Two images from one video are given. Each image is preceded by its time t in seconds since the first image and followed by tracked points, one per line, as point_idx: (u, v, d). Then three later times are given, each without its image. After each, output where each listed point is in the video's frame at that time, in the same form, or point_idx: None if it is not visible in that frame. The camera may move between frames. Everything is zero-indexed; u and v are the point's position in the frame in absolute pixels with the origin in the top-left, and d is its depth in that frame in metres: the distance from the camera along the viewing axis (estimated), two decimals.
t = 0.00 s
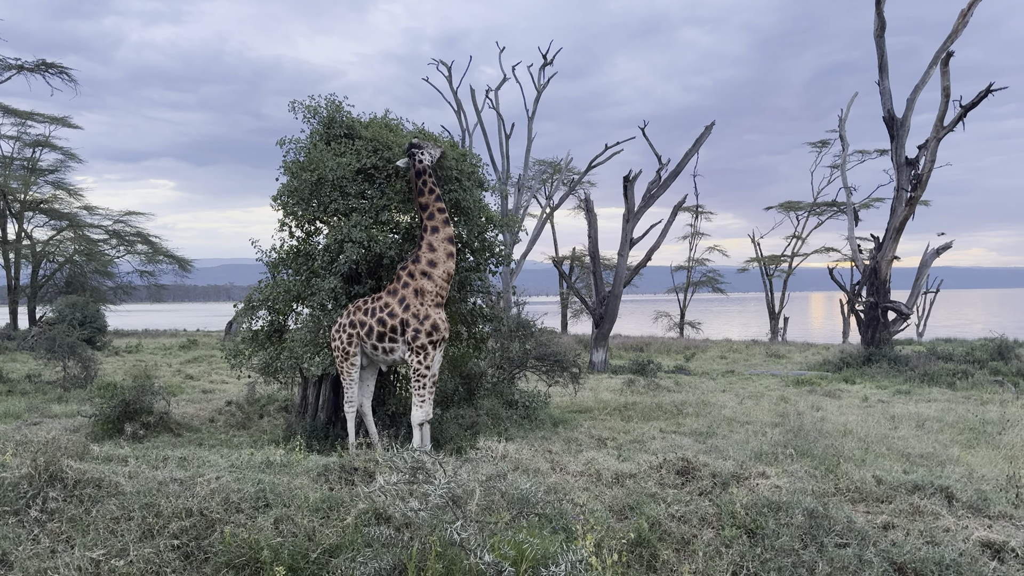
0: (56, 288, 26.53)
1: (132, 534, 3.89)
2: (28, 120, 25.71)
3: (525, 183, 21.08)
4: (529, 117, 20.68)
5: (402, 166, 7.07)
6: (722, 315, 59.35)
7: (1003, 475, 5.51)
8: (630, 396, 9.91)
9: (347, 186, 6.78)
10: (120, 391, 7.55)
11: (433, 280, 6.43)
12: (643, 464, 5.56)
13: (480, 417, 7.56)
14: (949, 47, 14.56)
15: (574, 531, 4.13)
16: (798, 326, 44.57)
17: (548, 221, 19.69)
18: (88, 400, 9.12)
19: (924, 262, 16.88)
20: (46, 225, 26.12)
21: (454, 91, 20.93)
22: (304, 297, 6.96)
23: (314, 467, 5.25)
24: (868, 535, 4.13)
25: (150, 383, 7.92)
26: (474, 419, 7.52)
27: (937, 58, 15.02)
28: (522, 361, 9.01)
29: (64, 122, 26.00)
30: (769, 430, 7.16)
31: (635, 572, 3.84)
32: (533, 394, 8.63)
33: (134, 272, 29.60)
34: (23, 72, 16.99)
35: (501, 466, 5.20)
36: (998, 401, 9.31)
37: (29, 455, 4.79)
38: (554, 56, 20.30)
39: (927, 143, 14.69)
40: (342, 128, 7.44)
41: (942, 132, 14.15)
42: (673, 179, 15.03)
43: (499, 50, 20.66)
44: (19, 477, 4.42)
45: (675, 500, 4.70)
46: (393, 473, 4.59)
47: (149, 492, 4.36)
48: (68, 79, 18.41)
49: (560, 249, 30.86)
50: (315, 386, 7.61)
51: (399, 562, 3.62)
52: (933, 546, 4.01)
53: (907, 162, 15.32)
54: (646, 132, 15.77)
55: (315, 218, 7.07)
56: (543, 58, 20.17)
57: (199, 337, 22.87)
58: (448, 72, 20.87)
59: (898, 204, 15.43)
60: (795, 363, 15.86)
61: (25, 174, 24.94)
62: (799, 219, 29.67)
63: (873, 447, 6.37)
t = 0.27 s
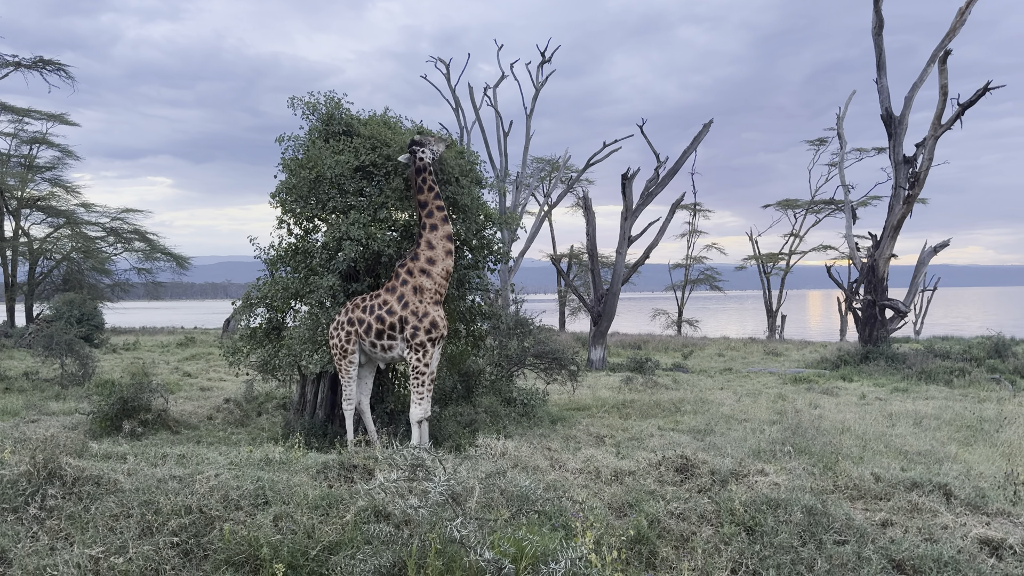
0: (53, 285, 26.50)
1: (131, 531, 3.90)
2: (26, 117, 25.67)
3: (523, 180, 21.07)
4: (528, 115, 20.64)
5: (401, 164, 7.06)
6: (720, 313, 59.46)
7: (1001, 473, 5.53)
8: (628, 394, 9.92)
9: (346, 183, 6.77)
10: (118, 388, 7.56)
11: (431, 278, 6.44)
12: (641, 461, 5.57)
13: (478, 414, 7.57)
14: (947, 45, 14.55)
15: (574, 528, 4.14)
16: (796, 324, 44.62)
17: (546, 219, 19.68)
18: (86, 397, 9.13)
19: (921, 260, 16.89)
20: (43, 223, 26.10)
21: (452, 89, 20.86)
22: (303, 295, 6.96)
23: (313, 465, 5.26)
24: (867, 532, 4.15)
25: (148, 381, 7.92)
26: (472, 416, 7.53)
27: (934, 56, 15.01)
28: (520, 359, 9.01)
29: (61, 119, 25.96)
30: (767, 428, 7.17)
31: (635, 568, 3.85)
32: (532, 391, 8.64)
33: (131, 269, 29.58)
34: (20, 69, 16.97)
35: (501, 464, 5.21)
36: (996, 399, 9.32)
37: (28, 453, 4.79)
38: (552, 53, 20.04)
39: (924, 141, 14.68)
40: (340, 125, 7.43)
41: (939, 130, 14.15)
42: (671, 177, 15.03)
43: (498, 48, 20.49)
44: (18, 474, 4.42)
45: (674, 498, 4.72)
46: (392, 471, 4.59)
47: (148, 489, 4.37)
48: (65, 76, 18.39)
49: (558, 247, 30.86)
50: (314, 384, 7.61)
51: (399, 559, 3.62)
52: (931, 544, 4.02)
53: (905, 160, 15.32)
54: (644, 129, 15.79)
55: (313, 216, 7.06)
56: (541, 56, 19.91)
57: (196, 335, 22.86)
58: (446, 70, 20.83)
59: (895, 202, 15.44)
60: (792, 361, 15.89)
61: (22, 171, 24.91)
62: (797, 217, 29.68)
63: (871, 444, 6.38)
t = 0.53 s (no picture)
0: (50, 284, 26.45)
1: (130, 530, 3.90)
2: (23, 116, 25.62)
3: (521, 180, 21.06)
4: (526, 114, 20.61)
5: (400, 163, 7.04)
6: (716, 312, 59.58)
7: (998, 472, 5.53)
8: (626, 393, 9.92)
9: (344, 182, 6.76)
10: (116, 387, 7.54)
11: (430, 277, 6.44)
12: (640, 460, 5.58)
13: (476, 413, 7.57)
14: (945, 45, 14.56)
15: (573, 527, 4.15)
16: (792, 323, 44.68)
17: (545, 218, 19.68)
18: (84, 396, 9.12)
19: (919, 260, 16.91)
20: (40, 221, 26.05)
21: (450, 87, 20.73)
22: (301, 294, 6.95)
23: (311, 463, 5.27)
24: (865, 531, 4.15)
25: (145, 379, 7.91)
26: (470, 415, 7.53)
27: (931, 56, 15.02)
28: (518, 358, 9.00)
29: (58, 117, 25.90)
30: (764, 427, 7.17)
31: (633, 567, 3.86)
32: (530, 390, 8.64)
33: (128, 268, 29.55)
34: (17, 67, 16.94)
35: (500, 462, 5.21)
36: (993, 398, 9.33)
37: (26, 451, 4.78)
38: (550, 52, 19.80)
39: (922, 141, 14.70)
40: (338, 124, 7.42)
41: (937, 129, 14.17)
42: (669, 177, 15.03)
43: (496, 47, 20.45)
44: (16, 473, 4.42)
45: (672, 496, 4.73)
46: (391, 469, 4.60)
47: (146, 488, 4.37)
48: (63, 74, 18.36)
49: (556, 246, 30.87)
50: (312, 383, 7.61)
51: (399, 558, 3.63)
52: (930, 542, 4.03)
53: (902, 159, 15.34)
54: (643, 129, 15.81)
55: (312, 214, 7.05)
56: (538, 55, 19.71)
57: (194, 334, 22.84)
58: (443, 68, 20.81)
59: (893, 202, 15.45)
60: (789, 360, 15.91)
61: (19, 169, 24.86)
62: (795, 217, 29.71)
63: (868, 444, 6.39)
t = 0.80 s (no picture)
0: (48, 283, 26.40)
1: (128, 530, 3.89)
2: (20, 115, 25.58)
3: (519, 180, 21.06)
4: (524, 114, 20.63)
5: (398, 163, 7.03)
6: (715, 312, 59.62)
7: (996, 472, 5.54)
8: (624, 393, 9.92)
9: (343, 182, 6.76)
10: (114, 386, 7.53)
11: (428, 277, 6.44)
12: (638, 460, 5.58)
13: (474, 413, 7.57)
14: (943, 45, 14.56)
15: (571, 527, 4.15)
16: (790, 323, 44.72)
17: (543, 218, 19.67)
18: (82, 396, 9.10)
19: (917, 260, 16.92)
20: (38, 220, 26.01)
21: (449, 88, 20.74)
22: (299, 293, 6.95)
23: (310, 463, 5.26)
24: (863, 531, 4.16)
25: (143, 379, 7.90)
26: (468, 415, 7.53)
27: (929, 56, 15.03)
28: (516, 358, 9.00)
29: (56, 117, 25.86)
30: (762, 427, 7.17)
31: (632, 567, 3.85)
32: (528, 390, 8.64)
33: (126, 268, 29.54)
34: (15, 67, 16.91)
35: (498, 462, 5.20)
36: (991, 398, 9.34)
37: (24, 451, 4.78)
38: (549, 53, 19.93)
39: (920, 141, 14.71)
40: (337, 123, 7.42)
41: (935, 130, 14.18)
42: (667, 177, 15.04)
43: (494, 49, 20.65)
44: (14, 473, 4.41)
45: (671, 496, 4.73)
46: (389, 470, 4.61)
47: (144, 488, 4.36)
48: (60, 74, 18.32)
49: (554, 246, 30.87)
50: (310, 383, 7.61)
51: (397, 558, 3.63)
52: (928, 542, 4.03)
53: (900, 160, 15.35)
54: (641, 128, 15.84)
55: (310, 214, 7.05)
56: (537, 55, 19.82)
57: (192, 333, 22.85)
58: (442, 68, 20.80)
59: (891, 202, 15.47)
60: (787, 360, 15.91)
61: (16, 168, 24.83)
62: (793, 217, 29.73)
63: (866, 444, 6.39)
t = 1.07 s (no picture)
0: (46, 283, 26.35)
1: (127, 530, 3.89)
2: (18, 115, 25.54)
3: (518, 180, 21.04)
4: (522, 114, 20.61)
5: (397, 163, 7.03)
6: (713, 313, 59.67)
7: (994, 472, 5.54)
8: (622, 393, 9.93)
9: (341, 182, 6.76)
10: (112, 387, 7.53)
11: (426, 278, 6.44)
12: (637, 460, 5.59)
13: (473, 413, 7.57)
14: (941, 46, 14.57)
15: (570, 527, 4.14)
16: (788, 324, 44.80)
17: (541, 218, 19.66)
18: (80, 396, 9.09)
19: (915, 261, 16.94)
20: (35, 220, 25.96)
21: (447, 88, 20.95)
22: (297, 294, 6.95)
23: (309, 463, 5.26)
24: (861, 531, 4.16)
25: (141, 379, 7.89)
26: (466, 415, 7.53)
27: (928, 57, 15.03)
28: (515, 358, 8.99)
29: (54, 117, 25.81)
30: (761, 427, 7.18)
31: (631, 567, 3.86)
32: (526, 391, 8.64)
33: (124, 268, 29.52)
34: (13, 66, 16.88)
35: (497, 462, 5.20)
36: (989, 398, 9.36)
37: (23, 451, 4.77)
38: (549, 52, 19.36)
39: (918, 142, 14.72)
40: (335, 124, 7.42)
41: (932, 131, 14.19)
42: (666, 177, 15.04)
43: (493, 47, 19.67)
44: (12, 473, 4.40)
45: (670, 496, 4.73)
46: (388, 469, 4.63)
47: (143, 488, 4.36)
48: (59, 74, 18.31)
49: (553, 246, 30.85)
50: (308, 383, 7.61)
51: (396, 557, 3.63)
52: (926, 542, 4.04)
53: (899, 160, 15.36)
54: (639, 129, 15.87)
55: (308, 215, 7.05)
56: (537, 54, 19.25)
57: (190, 334, 22.86)
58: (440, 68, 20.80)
59: (889, 203, 15.48)
60: (786, 360, 15.93)
61: (14, 168, 24.79)
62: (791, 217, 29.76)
63: (864, 444, 6.40)
